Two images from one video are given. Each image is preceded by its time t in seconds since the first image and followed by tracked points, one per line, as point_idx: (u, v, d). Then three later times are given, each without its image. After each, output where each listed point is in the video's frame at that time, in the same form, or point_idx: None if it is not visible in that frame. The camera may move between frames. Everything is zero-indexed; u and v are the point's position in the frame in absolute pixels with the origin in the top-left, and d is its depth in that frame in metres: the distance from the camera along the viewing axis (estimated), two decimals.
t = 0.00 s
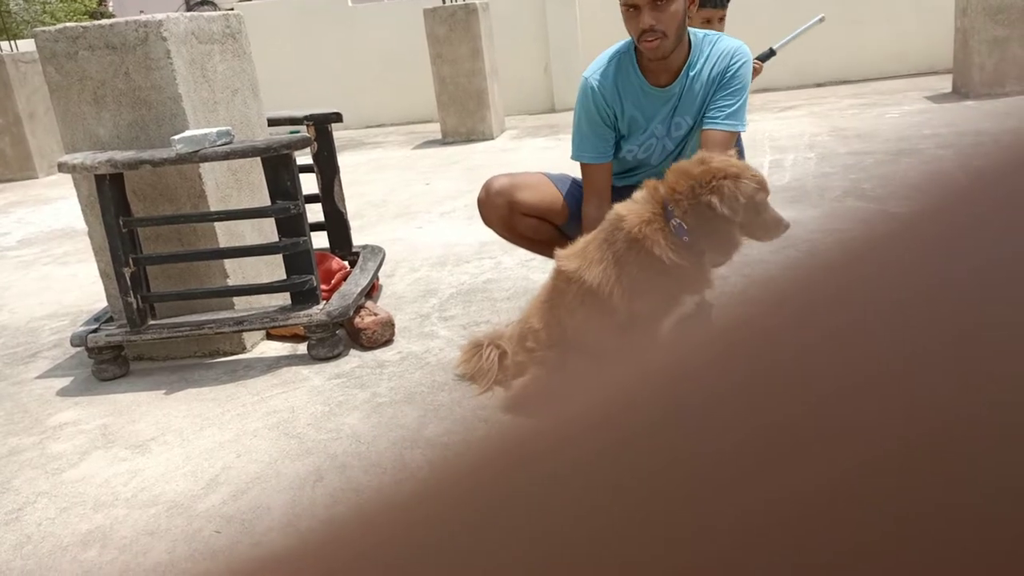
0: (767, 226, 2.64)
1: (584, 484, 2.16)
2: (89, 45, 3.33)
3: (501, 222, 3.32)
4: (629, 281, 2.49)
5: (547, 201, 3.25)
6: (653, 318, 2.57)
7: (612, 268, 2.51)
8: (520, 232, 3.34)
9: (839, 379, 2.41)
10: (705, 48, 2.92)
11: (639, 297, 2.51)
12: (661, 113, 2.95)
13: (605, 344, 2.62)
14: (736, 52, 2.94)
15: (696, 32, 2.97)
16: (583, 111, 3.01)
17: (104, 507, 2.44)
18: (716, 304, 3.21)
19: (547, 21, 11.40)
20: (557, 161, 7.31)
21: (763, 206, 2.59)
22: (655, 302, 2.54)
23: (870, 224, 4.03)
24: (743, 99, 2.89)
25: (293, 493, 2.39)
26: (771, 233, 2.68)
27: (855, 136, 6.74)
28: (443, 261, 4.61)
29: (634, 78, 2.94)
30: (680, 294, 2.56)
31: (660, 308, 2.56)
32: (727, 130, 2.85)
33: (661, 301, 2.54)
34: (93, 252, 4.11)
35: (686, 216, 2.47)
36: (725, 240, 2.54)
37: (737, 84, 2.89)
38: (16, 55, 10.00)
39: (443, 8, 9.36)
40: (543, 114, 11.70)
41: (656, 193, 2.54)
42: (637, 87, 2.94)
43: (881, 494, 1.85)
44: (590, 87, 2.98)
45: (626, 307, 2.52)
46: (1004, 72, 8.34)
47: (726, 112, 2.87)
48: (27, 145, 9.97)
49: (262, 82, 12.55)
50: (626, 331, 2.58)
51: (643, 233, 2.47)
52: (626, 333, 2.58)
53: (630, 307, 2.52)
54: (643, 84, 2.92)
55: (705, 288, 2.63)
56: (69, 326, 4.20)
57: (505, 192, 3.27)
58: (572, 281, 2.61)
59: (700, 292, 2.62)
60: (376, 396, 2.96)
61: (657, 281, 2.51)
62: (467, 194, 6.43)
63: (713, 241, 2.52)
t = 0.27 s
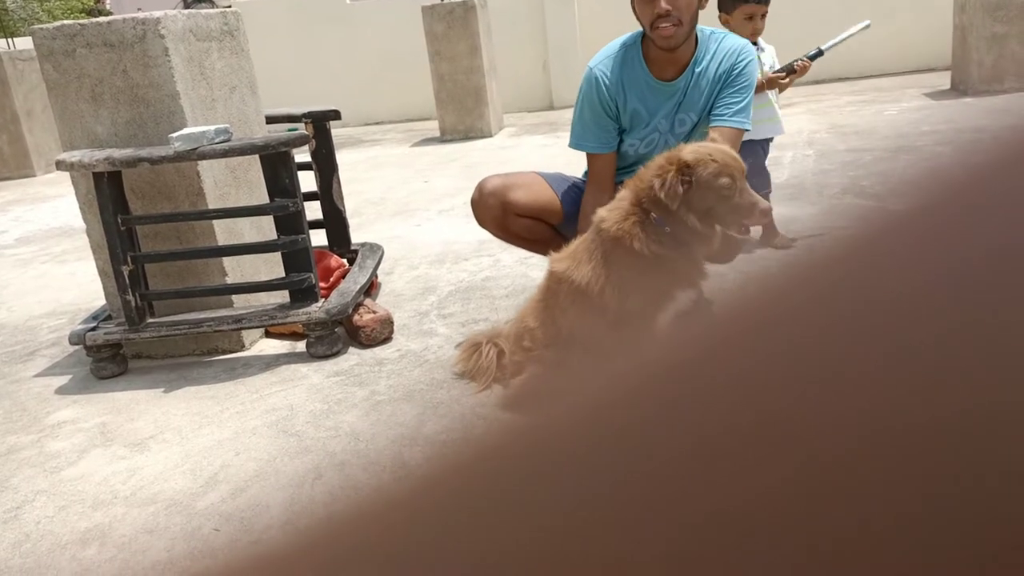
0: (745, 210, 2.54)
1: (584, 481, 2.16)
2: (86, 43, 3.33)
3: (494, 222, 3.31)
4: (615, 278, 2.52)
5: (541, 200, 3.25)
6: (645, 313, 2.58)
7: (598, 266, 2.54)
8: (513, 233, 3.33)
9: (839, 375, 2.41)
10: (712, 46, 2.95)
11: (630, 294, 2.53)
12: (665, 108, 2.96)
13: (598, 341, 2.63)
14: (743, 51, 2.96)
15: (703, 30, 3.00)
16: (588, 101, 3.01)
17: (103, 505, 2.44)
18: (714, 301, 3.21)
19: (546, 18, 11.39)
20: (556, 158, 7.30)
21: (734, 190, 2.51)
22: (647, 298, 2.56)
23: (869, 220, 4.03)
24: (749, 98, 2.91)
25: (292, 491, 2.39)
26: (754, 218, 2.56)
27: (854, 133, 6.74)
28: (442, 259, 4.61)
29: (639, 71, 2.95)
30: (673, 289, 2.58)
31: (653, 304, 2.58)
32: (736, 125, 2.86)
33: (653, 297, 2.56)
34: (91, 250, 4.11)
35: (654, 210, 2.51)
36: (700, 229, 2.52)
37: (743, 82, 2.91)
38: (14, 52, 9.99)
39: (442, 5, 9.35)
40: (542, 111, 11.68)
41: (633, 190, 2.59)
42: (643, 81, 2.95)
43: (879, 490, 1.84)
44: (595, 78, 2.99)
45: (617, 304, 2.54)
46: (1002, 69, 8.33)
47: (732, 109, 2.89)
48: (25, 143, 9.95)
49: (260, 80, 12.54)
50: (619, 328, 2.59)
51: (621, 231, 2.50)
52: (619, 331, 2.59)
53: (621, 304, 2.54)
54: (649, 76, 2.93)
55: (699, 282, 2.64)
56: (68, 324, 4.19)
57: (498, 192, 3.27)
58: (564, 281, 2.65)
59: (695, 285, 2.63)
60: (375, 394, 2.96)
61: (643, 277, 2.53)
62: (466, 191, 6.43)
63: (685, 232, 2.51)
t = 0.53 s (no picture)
0: (732, 210, 2.56)
1: (586, 479, 2.16)
2: (86, 41, 3.32)
3: (499, 218, 3.33)
4: (611, 279, 2.57)
5: (545, 196, 3.25)
6: (638, 313, 2.64)
7: (594, 268, 2.59)
8: (518, 228, 3.35)
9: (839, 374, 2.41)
10: (714, 43, 2.95)
11: (624, 295, 2.59)
12: (666, 103, 2.96)
13: (594, 340, 2.68)
14: (745, 50, 2.98)
15: (706, 26, 3.00)
16: (589, 93, 3.01)
17: (103, 503, 2.44)
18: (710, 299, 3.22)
19: (545, 15, 11.39)
20: (556, 156, 7.31)
21: (718, 189, 2.54)
22: (640, 300, 2.62)
23: (869, 219, 4.04)
24: (750, 97, 2.94)
25: (293, 488, 2.39)
26: (742, 216, 2.57)
27: (854, 130, 6.74)
28: (442, 257, 4.61)
29: (642, 65, 2.94)
30: (667, 290, 2.64)
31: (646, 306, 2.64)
32: (737, 124, 2.88)
33: (647, 296, 2.62)
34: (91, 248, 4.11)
35: (643, 213, 2.56)
36: (687, 229, 2.58)
37: (745, 81, 2.93)
38: (14, 51, 9.99)
39: (441, 3, 9.34)
40: (542, 109, 11.68)
41: (625, 194, 2.64)
42: (645, 75, 2.95)
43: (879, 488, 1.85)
44: (598, 70, 2.99)
45: (612, 305, 2.60)
46: (1002, 66, 8.33)
47: (733, 108, 2.91)
48: (24, 142, 9.95)
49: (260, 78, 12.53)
50: (614, 327, 2.64)
51: (613, 233, 2.56)
52: (615, 331, 2.65)
53: (616, 304, 2.60)
54: (652, 71, 2.93)
55: (694, 284, 2.70)
56: (68, 323, 4.19)
57: (504, 188, 3.28)
58: (559, 281, 2.70)
59: (690, 288, 2.69)
60: (375, 392, 2.96)
61: (639, 278, 2.58)
62: (466, 189, 6.42)
63: (675, 232, 2.56)
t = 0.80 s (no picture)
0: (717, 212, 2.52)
1: (587, 479, 2.16)
2: (87, 41, 3.33)
3: (509, 212, 3.34)
4: (607, 282, 2.57)
5: (554, 191, 3.26)
6: (637, 314, 2.66)
7: (591, 272, 2.58)
8: (528, 222, 3.36)
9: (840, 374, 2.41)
10: (715, 45, 2.95)
11: (620, 297, 2.60)
12: (667, 105, 2.97)
13: (592, 341, 2.70)
14: (746, 51, 2.98)
15: (706, 27, 3.00)
16: (590, 91, 3.02)
17: (105, 502, 2.45)
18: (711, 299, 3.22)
19: (546, 15, 11.39)
20: (556, 156, 7.30)
21: (704, 190, 2.49)
22: (636, 302, 2.63)
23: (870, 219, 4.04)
24: (748, 100, 2.94)
25: (294, 488, 2.40)
26: (726, 218, 2.55)
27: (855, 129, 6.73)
28: (443, 256, 4.61)
29: (643, 65, 2.95)
30: (665, 292, 2.64)
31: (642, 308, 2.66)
32: (735, 126, 2.88)
33: (645, 298, 2.63)
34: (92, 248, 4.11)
35: (635, 216, 2.54)
36: (678, 231, 2.56)
37: (744, 83, 2.93)
38: (14, 51, 9.99)
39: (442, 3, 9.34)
40: (543, 108, 11.67)
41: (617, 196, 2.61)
42: (646, 75, 2.96)
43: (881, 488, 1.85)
44: (599, 69, 2.99)
45: (607, 308, 2.62)
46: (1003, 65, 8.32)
47: (731, 111, 2.91)
48: (25, 142, 9.96)
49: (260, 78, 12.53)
50: (611, 328, 2.66)
51: (608, 238, 2.55)
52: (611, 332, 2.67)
53: (612, 305, 2.61)
54: (653, 72, 2.94)
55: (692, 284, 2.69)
56: (69, 323, 4.19)
57: (515, 181, 3.29)
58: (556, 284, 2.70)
59: (688, 288, 2.68)
60: (376, 392, 2.96)
61: (634, 280, 2.58)
62: (467, 189, 6.42)
63: (666, 234, 2.55)
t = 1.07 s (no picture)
0: (718, 231, 2.49)
1: (585, 482, 2.16)
2: (88, 46, 3.33)
3: (497, 210, 3.33)
4: (608, 290, 2.58)
5: (542, 187, 3.26)
6: (637, 323, 2.64)
7: (591, 280, 2.59)
8: (517, 221, 3.35)
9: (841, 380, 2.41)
10: (722, 50, 2.94)
11: (618, 306, 2.60)
12: (669, 105, 2.99)
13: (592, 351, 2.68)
14: (753, 60, 2.93)
15: (717, 32, 2.99)
16: (595, 80, 3.08)
17: (104, 507, 2.44)
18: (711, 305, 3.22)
19: (547, 20, 11.41)
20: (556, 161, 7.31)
21: (708, 209, 2.47)
22: (636, 311, 2.62)
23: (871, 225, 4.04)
24: (750, 110, 2.89)
25: (293, 493, 2.39)
26: (725, 240, 2.51)
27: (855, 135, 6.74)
28: (442, 262, 4.61)
29: (647, 62, 3.00)
30: (664, 302, 2.62)
31: (643, 318, 2.64)
32: (728, 136, 2.84)
33: (645, 307, 2.62)
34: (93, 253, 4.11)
35: (635, 230, 2.51)
36: (680, 248, 2.54)
37: (747, 92, 2.89)
38: (15, 56, 10.00)
39: (442, 8, 9.36)
40: (543, 113, 11.69)
41: (616, 207, 2.59)
42: (649, 71, 3.00)
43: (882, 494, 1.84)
44: (606, 59, 3.06)
45: (607, 317, 2.61)
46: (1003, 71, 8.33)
47: (729, 119, 2.87)
48: (26, 147, 9.97)
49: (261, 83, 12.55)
50: (611, 338, 2.64)
51: (606, 248, 2.54)
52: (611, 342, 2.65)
53: (611, 314, 2.61)
54: (657, 70, 2.98)
55: (694, 294, 2.66)
56: (68, 327, 4.19)
57: (501, 178, 3.29)
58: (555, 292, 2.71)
59: (689, 298, 2.65)
60: (376, 397, 2.96)
61: (634, 290, 2.58)
62: (467, 194, 6.43)
63: (667, 249, 2.53)
